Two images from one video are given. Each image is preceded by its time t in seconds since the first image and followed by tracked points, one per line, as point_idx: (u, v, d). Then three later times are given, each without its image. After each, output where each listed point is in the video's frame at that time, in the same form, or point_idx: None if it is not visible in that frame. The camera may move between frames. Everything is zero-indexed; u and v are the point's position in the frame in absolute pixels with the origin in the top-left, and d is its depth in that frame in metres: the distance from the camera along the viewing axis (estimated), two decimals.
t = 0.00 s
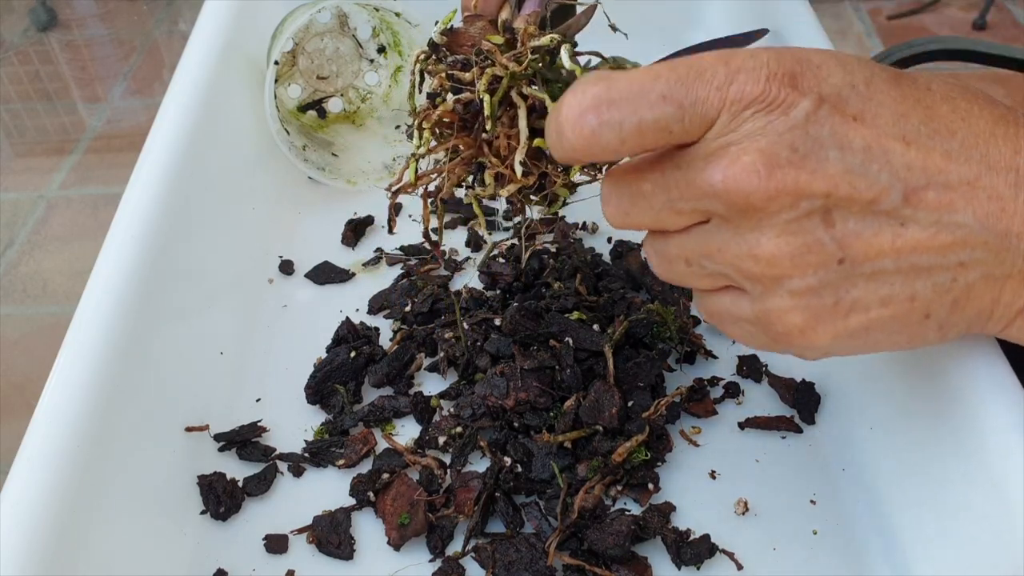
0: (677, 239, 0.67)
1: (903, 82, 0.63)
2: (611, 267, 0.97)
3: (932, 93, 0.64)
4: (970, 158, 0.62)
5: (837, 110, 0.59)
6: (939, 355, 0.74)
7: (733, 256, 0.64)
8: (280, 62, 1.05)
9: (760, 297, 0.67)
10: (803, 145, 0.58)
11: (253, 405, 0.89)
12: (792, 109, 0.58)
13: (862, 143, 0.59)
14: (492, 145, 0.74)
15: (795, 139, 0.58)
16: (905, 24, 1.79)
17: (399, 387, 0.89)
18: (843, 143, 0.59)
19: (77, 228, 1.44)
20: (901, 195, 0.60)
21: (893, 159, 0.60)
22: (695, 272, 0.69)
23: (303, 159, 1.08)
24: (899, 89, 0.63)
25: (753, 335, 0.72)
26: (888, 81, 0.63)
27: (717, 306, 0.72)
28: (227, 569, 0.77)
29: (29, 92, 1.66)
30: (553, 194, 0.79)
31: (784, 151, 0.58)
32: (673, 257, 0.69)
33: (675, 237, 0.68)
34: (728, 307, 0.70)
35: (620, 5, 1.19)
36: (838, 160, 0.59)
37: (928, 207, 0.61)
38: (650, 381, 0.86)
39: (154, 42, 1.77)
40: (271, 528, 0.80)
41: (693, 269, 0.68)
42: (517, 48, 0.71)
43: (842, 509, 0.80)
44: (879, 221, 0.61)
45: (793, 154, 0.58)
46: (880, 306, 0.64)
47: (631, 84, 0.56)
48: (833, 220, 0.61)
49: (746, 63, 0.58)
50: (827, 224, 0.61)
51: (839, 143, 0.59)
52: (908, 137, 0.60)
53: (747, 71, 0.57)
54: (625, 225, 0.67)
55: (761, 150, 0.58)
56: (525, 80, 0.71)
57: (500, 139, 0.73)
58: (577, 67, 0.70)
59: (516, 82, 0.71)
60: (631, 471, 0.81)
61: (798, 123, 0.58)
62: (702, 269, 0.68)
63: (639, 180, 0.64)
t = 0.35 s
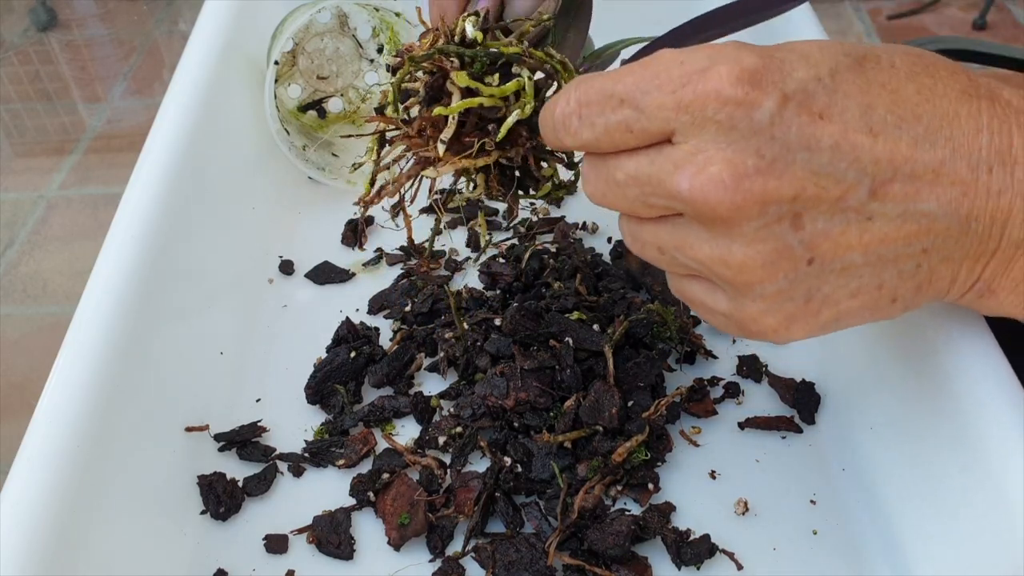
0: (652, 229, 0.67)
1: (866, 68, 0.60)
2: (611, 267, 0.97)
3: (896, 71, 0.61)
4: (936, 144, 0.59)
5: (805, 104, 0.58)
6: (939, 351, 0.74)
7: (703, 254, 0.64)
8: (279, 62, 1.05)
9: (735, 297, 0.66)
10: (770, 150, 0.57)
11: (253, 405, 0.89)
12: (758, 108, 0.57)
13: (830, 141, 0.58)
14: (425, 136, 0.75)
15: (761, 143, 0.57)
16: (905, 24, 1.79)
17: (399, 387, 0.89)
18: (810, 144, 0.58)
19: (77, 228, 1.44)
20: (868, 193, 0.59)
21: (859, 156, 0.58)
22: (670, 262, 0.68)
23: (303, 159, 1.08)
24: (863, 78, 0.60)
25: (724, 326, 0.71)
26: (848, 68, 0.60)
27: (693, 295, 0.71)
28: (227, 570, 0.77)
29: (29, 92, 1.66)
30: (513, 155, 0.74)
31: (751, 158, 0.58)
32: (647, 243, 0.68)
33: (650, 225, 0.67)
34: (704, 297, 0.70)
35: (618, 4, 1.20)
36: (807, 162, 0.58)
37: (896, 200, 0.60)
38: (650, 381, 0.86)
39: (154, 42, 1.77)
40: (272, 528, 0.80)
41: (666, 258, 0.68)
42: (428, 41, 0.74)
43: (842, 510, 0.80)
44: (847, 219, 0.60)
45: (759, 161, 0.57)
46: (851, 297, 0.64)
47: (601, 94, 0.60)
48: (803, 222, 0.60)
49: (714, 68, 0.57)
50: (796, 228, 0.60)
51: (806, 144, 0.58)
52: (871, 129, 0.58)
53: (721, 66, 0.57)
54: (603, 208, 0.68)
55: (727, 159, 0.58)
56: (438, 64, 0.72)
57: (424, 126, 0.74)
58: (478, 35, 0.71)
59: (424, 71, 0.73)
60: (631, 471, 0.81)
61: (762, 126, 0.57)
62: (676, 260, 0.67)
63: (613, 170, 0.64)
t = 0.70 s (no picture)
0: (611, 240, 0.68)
1: (809, 90, 0.58)
2: (611, 267, 0.96)
3: (841, 89, 0.59)
4: (880, 164, 0.60)
5: (747, 140, 0.57)
6: (937, 348, 0.74)
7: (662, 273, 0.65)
8: (279, 62, 1.05)
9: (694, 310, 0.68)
10: (711, 193, 0.58)
11: (253, 405, 0.89)
12: (698, 157, 0.56)
13: (771, 178, 0.58)
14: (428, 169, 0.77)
15: (703, 186, 0.58)
16: (905, 24, 1.79)
17: (399, 388, 0.89)
18: (752, 182, 0.58)
19: (77, 228, 1.44)
20: (815, 215, 0.61)
21: (803, 190, 0.59)
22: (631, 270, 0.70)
23: (303, 159, 1.08)
24: (806, 102, 0.58)
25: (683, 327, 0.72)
26: (788, 94, 0.58)
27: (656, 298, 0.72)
28: (227, 569, 0.78)
29: (29, 92, 1.66)
30: (516, 178, 0.76)
31: (696, 201, 0.58)
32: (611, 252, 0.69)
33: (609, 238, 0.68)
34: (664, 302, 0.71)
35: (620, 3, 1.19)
36: (749, 198, 0.59)
37: (844, 221, 0.61)
38: (650, 381, 0.85)
39: (154, 42, 1.77)
40: (272, 529, 0.80)
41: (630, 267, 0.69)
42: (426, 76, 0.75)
43: (843, 509, 0.81)
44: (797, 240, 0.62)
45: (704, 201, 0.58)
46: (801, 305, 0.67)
47: (552, 145, 0.59)
48: (753, 248, 0.61)
49: (651, 116, 0.56)
50: (747, 254, 0.61)
51: (747, 185, 0.58)
52: (814, 157, 0.58)
53: (660, 113, 0.56)
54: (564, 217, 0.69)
55: (673, 205, 0.59)
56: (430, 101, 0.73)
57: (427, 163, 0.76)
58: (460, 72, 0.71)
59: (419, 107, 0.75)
60: (631, 471, 0.81)
61: (702, 171, 0.57)
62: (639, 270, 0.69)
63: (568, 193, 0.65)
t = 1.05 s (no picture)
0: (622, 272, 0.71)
1: (799, 162, 0.58)
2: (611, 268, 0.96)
3: (833, 155, 0.59)
4: (871, 232, 0.60)
5: (735, 219, 0.58)
6: (936, 346, 0.74)
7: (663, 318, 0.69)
8: (280, 62, 1.05)
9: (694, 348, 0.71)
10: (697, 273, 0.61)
11: (253, 405, 0.89)
12: (684, 240, 0.58)
13: (759, 255, 0.59)
14: (443, 162, 0.78)
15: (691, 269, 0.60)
16: (905, 24, 1.79)
17: (399, 388, 0.89)
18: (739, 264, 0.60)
19: (77, 228, 1.44)
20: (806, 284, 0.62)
21: (790, 262, 0.60)
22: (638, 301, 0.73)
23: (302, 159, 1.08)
24: (795, 175, 0.58)
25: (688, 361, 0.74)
26: (777, 170, 0.57)
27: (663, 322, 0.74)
28: (227, 569, 0.78)
29: (29, 92, 1.66)
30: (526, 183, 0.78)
31: (683, 280, 0.61)
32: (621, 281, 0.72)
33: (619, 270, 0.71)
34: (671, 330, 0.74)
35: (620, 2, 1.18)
36: (736, 275, 0.61)
37: (835, 283, 0.63)
38: (650, 381, 0.85)
39: (154, 42, 1.77)
40: (272, 528, 0.80)
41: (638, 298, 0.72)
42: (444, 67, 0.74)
43: (842, 509, 0.81)
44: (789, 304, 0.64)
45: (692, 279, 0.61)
46: (796, 344, 0.69)
47: (547, 201, 0.62)
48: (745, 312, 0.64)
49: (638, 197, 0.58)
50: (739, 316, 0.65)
51: (735, 262, 0.60)
52: (802, 231, 0.59)
53: (646, 194, 0.57)
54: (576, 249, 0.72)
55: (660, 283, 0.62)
56: (450, 94, 0.73)
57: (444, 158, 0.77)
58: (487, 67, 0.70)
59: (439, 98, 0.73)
60: (631, 471, 0.81)
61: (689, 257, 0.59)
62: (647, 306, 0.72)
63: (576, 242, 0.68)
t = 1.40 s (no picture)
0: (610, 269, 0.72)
1: (759, 186, 0.58)
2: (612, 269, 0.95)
3: (795, 179, 0.58)
4: (833, 253, 0.60)
5: (693, 239, 0.60)
6: (939, 347, 0.74)
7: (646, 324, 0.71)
8: (279, 62, 1.05)
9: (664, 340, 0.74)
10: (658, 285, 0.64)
11: (253, 405, 0.89)
12: (642, 259, 0.62)
13: (719, 271, 0.61)
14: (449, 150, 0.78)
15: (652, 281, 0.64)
16: (905, 24, 1.79)
17: (399, 387, 0.89)
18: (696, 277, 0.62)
19: (77, 228, 1.45)
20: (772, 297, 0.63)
21: (750, 278, 0.62)
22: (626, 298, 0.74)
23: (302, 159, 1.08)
24: (755, 199, 0.58)
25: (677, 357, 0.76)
26: (736, 193, 0.58)
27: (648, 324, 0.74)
28: (227, 569, 0.78)
29: (29, 92, 1.65)
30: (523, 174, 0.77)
31: (645, 291, 0.65)
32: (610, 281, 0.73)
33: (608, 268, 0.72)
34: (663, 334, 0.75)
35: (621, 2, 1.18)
36: (696, 287, 0.63)
37: (799, 296, 0.63)
38: (650, 381, 0.85)
39: (154, 42, 1.77)
40: (272, 528, 0.80)
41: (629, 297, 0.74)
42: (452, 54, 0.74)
43: (842, 509, 0.81)
44: (756, 313, 0.66)
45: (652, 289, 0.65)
46: (768, 343, 0.70)
47: (522, 211, 0.64)
48: (710, 315, 0.66)
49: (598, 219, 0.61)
50: (706, 318, 0.67)
51: (695, 276, 0.62)
52: (762, 250, 0.60)
53: (606, 217, 0.60)
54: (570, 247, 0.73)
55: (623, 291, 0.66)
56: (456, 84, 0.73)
57: (451, 143, 0.76)
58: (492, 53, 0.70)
59: (446, 86, 0.73)
60: (631, 471, 0.81)
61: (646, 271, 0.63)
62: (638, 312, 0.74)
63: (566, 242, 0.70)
